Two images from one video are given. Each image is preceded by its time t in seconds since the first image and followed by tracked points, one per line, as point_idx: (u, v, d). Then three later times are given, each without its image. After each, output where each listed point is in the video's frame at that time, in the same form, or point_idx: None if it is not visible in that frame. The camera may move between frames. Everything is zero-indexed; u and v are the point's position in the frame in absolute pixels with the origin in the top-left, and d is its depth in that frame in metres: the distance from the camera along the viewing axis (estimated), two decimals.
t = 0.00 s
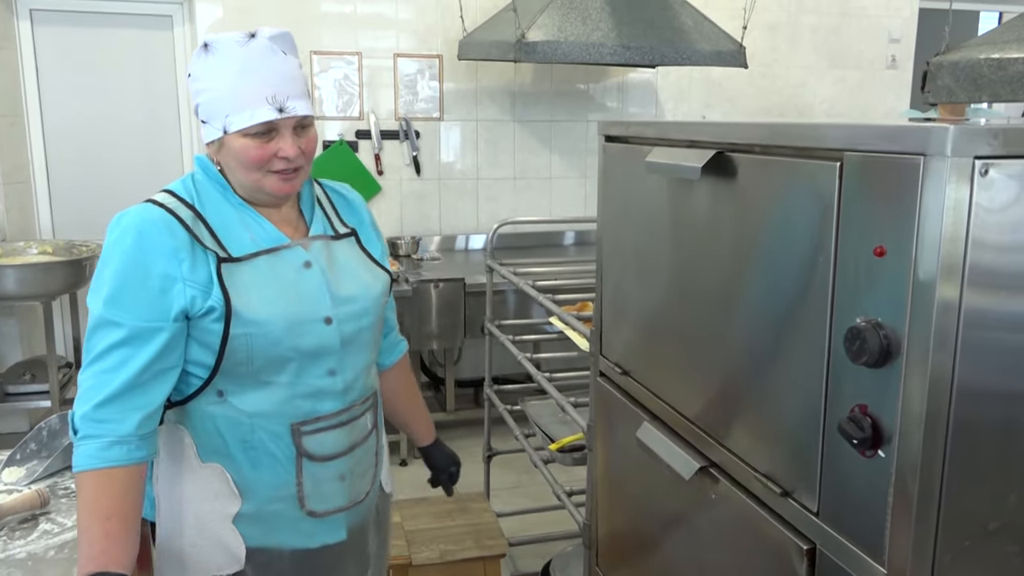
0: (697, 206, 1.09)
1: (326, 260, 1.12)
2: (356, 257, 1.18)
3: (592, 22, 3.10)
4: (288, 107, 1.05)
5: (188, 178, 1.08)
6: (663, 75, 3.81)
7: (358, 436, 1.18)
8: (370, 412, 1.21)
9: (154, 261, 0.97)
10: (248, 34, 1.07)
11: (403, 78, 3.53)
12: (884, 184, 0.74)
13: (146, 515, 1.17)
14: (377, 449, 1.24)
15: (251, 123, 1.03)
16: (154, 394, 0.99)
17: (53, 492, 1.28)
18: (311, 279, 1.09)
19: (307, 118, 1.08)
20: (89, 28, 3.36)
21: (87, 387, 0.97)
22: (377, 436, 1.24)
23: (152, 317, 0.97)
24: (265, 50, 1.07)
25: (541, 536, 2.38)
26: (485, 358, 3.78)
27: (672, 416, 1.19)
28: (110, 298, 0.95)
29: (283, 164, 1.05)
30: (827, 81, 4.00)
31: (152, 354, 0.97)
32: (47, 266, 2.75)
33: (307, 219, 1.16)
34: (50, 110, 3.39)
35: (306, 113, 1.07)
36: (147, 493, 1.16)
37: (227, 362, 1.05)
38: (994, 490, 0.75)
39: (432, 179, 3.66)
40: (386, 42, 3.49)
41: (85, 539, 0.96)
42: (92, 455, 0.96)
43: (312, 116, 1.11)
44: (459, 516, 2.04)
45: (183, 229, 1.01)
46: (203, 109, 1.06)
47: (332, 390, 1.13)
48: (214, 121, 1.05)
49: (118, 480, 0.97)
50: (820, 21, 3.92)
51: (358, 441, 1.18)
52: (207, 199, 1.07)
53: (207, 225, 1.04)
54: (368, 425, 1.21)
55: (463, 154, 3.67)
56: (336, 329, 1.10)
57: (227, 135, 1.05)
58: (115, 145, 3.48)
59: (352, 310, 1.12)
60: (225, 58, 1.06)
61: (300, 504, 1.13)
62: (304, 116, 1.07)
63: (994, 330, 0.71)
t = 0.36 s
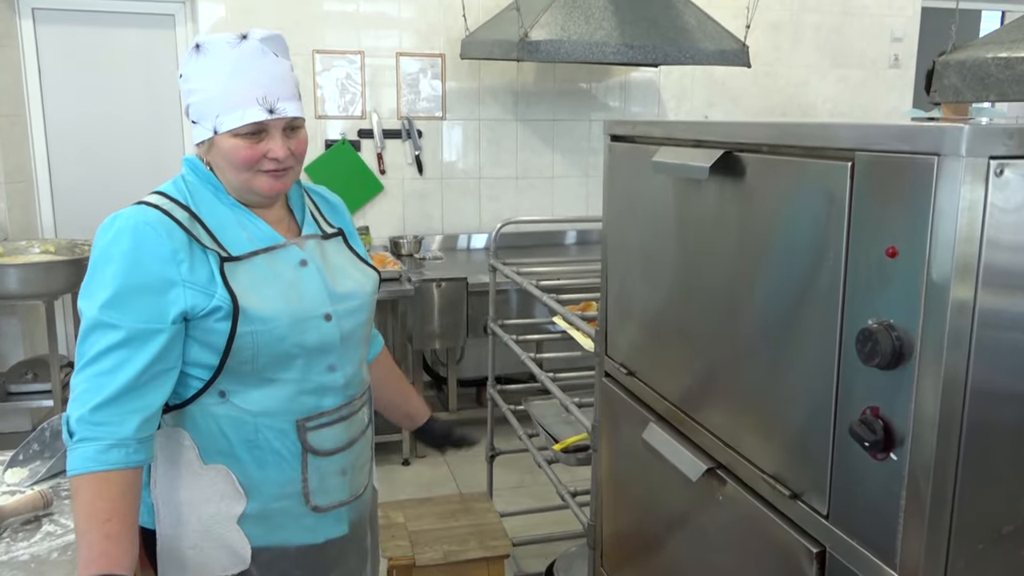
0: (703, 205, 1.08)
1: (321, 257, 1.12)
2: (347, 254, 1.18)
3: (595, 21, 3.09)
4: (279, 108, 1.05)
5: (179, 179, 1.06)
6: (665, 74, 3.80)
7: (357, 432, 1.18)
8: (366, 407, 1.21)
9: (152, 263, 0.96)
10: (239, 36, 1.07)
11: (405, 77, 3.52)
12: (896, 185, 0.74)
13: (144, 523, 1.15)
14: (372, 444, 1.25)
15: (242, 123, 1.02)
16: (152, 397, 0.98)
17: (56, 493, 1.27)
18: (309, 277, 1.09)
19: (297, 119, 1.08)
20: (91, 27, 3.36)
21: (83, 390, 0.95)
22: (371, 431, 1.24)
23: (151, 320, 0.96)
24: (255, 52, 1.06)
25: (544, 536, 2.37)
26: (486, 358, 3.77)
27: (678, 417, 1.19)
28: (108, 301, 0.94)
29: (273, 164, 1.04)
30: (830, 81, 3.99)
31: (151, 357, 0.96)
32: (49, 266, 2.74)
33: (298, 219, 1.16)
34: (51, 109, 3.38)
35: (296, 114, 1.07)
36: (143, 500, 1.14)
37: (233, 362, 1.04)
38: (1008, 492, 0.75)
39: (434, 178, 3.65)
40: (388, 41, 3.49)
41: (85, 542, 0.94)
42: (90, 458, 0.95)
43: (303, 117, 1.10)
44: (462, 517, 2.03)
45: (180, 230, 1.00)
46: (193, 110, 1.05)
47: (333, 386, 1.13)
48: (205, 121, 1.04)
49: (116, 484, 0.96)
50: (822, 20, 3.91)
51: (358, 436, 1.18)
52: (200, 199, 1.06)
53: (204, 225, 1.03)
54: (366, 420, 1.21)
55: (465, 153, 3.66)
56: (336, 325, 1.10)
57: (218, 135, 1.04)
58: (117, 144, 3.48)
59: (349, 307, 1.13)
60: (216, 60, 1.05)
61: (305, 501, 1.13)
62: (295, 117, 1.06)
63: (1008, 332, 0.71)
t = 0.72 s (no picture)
0: (710, 203, 1.07)
1: (321, 256, 1.12)
2: (347, 253, 1.17)
3: (598, 20, 3.08)
4: (279, 107, 1.05)
5: (177, 181, 1.06)
6: (669, 72, 3.79)
7: (363, 431, 1.18)
8: (371, 406, 1.21)
9: (152, 265, 0.96)
10: (239, 35, 1.06)
11: (408, 76, 3.52)
12: (906, 183, 0.73)
13: (149, 525, 1.14)
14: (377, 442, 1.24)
15: (241, 122, 1.02)
16: (154, 398, 0.98)
17: (62, 494, 1.27)
18: (309, 276, 1.08)
19: (297, 118, 1.07)
20: (94, 28, 3.36)
21: (85, 393, 0.95)
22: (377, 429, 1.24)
23: (152, 322, 0.96)
24: (255, 51, 1.06)
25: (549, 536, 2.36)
26: (491, 357, 3.76)
27: (686, 417, 1.18)
28: (108, 303, 0.94)
29: (273, 163, 1.04)
30: (835, 78, 3.98)
31: (153, 358, 0.96)
32: (53, 267, 2.74)
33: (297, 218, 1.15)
34: (55, 110, 3.38)
35: (296, 113, 1.06)
36: (148, 501, 1.13)
37: (238, 363, 1.04)
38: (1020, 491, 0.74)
39: (438, 178, 3.65)
40: (392, 41, 3.48)
41: (89, 543, 0.95)
42: (92, 460, 0.94)
43: (303, 116, 1.10)
44: (468, 517, 2.03)
45: (180, 232, 0.99)
46: (193, 109, 1.05)
47: (337, 384, 1.12)
48: (204, 120, 1.03)
49: (119, 485, 0.95)
50: (827, 17, 3.90)
51: (363, 435, 1.18)
52: (200, 200, 1.05)
53: (204, 226, 1.03)
54: (371, 418, 1.21)
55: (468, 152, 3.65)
56: (338, 324, 1.10)
57: (218, 134, 1.04)
58: (121, 145, 3.48)
59: (352, 305, 1.12)
60: (215, 59, 1.05)
61: (311, 500, 1.13)
62: (294, 116, 1.06)
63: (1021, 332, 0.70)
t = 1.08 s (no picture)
0: (715, 202, 1.07)
1: (328, 256, 1.11)
2: (354, 253, 1.17)
3: (603, 18, 3.07)
4: (285, 109, 1.04)
5: (183, 183, 1.06)
6: (674, 70, 3.78)
7: (369, 429, 1.18)
8: (377, 405, 1.21)
9: (158, 266, 0.96)
10: (247, 37, 1.06)
11: (413, 75, 3.52)
12: (912, 182, 0.73)
13: (155, 521, 1.15)
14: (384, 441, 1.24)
15: (247, 124, 1.02)
16: (160, 397, 0.98)
17: (68, 492, 1.27)
18: (314, 276, 1.08)
19: (303, 120, 1.07)
20: (99, 27, 3.36)
21: (93, 392, 0.95)
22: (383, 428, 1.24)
23: (158, 322, 0.96)
24: (263, 52, 1.06)
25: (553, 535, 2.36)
26: (495, 356, 3.76)
27: (690, 416, 1.18)
28: (114, 304, 0.94)
29: (279, 165, 1.05)
30: (840, 76, 3.97)
31: (159, 358, 0.96)
32: (59, 266, 2.75)
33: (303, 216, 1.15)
34: (60, 109, 3.39)
35: (303, 115, 1.06)
36: (154, 498, 1.14)
37: (243, 362, 1.04)
38: None
39: (442, 176, 3.65)
40: (396, 40, 3.48)
41: (95, 541, 0.95)
42: (99, 459, 0.95)
43: (310, 118, 1.10)
44: (472, 515, 2.03)
45: (186, 234, 0.99)
46: (200, 110, 1.05)
47: (343, 383, 1.12)
48: (211, 121, 1.03)
49: (125, 484, 0.96)
50: (832, 15, 3.89)
51: (370, 434, 1.18)
52: (206, 201, 1.06)
53: (209, 227, 1.03)
54: (378, 417, 1.21)
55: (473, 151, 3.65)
56: (343, 324, 1.10)
57: (224, 135, 1.04)
58: (126, 144, 3.49)
59: (358, 305, 1.12)
60: (223, 61, 1.05)
61: (317, 499, 1.13)
62: (301, 118, 1.06)
63: None
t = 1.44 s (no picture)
0: (714, 200, 1.07)
1: (330, 257, 1.11)
2: (357, 254, 1.17)
3: (603, 17, 3.07)
4: (276, 90, 1.04)
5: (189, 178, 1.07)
6: (675, 68, 3.78)
7: (366, 431, 1.18)
8: (376, 406, 1.21)
9: (161, 261, 0.97)
10: (240, 23, 1.07)
11: (414, 73, 3.52)
12: (910, 179, 0.73)
13: (155, 516, 1.15)
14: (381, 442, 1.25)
15: (238, 105, 1.02)
16: (162, 392, 0.98)
17: (68, 488, 1.28)
18: (315, 278, 1.08)
19: (297, 104, 1.07)
20: (100, 25, 3.37)
21: (95, 387, 0.96)
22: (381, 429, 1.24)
23: (159, 318, 0.96)
24: (256, 36, 1.06)
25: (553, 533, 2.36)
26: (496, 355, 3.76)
27: (689, 414, 1.18)
28: (117, 299, 0.94)
29: (272, 147, 1.04)
30: (841, 75, 3.97)
31: (160, 353, 0.96)
32: (59, 264, 2.76)
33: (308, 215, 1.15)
34: (61, 107, 3.39)
35: (295, 97, 1.06)
36: (154, 492, 1.14)
37: (241, 359, 1.04)
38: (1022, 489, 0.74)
39: (443, 174, 3.65)
40: (397, 38, 3.48)
41: (97, 536, 0.95)
42: (101, 453, 0.95)
43: (305, 103, 1.09)
44: (471, 513, 2.03)
45: (190, 232, 1.00)
46: (197, 97, 1.06)
47: (342, 384, 1.12)
48: (206, 107, 1.04)
49: (127, 479, 0.96)
50: (833, 14, 3.89)
51: (367, 436, 1.18)
52: (210, 197, 1.06)
53: (212, 225, 1.03)
54: (376, 419, 1.21)
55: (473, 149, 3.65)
56: (342, 326, 1.10)
57: (219, 120, 1.04)
58: (127, 141, 3.49)
59: (358, 306, 1.12)
60: (217, 48, 1.06)
61: (312, 499, 1.13)
62: (293, 100, 1.06)
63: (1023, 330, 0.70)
